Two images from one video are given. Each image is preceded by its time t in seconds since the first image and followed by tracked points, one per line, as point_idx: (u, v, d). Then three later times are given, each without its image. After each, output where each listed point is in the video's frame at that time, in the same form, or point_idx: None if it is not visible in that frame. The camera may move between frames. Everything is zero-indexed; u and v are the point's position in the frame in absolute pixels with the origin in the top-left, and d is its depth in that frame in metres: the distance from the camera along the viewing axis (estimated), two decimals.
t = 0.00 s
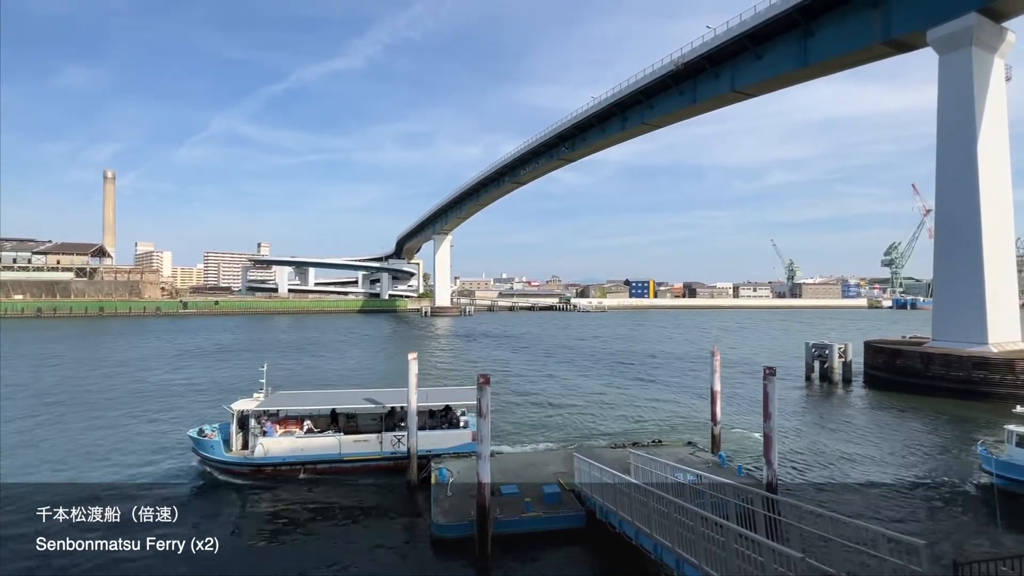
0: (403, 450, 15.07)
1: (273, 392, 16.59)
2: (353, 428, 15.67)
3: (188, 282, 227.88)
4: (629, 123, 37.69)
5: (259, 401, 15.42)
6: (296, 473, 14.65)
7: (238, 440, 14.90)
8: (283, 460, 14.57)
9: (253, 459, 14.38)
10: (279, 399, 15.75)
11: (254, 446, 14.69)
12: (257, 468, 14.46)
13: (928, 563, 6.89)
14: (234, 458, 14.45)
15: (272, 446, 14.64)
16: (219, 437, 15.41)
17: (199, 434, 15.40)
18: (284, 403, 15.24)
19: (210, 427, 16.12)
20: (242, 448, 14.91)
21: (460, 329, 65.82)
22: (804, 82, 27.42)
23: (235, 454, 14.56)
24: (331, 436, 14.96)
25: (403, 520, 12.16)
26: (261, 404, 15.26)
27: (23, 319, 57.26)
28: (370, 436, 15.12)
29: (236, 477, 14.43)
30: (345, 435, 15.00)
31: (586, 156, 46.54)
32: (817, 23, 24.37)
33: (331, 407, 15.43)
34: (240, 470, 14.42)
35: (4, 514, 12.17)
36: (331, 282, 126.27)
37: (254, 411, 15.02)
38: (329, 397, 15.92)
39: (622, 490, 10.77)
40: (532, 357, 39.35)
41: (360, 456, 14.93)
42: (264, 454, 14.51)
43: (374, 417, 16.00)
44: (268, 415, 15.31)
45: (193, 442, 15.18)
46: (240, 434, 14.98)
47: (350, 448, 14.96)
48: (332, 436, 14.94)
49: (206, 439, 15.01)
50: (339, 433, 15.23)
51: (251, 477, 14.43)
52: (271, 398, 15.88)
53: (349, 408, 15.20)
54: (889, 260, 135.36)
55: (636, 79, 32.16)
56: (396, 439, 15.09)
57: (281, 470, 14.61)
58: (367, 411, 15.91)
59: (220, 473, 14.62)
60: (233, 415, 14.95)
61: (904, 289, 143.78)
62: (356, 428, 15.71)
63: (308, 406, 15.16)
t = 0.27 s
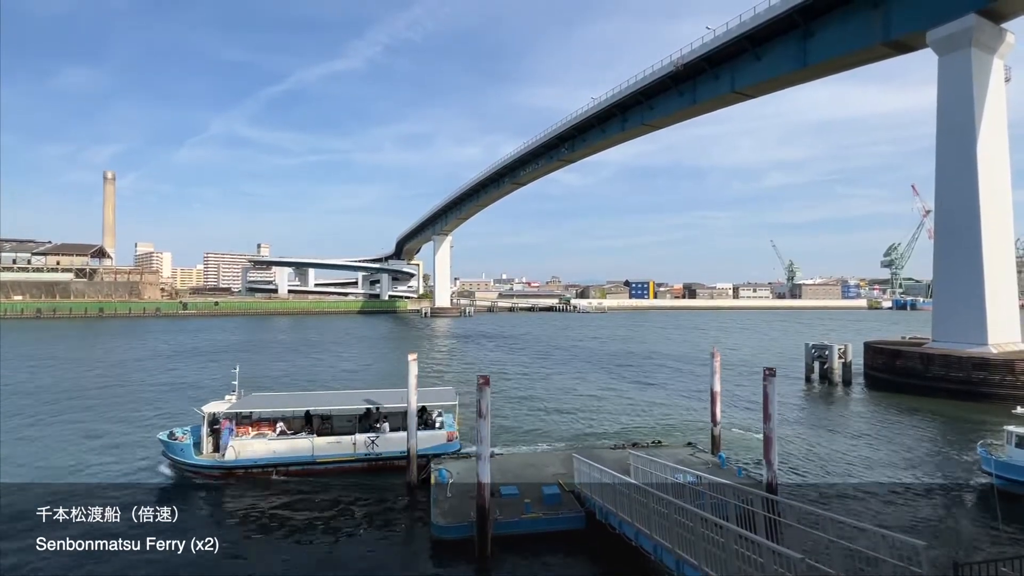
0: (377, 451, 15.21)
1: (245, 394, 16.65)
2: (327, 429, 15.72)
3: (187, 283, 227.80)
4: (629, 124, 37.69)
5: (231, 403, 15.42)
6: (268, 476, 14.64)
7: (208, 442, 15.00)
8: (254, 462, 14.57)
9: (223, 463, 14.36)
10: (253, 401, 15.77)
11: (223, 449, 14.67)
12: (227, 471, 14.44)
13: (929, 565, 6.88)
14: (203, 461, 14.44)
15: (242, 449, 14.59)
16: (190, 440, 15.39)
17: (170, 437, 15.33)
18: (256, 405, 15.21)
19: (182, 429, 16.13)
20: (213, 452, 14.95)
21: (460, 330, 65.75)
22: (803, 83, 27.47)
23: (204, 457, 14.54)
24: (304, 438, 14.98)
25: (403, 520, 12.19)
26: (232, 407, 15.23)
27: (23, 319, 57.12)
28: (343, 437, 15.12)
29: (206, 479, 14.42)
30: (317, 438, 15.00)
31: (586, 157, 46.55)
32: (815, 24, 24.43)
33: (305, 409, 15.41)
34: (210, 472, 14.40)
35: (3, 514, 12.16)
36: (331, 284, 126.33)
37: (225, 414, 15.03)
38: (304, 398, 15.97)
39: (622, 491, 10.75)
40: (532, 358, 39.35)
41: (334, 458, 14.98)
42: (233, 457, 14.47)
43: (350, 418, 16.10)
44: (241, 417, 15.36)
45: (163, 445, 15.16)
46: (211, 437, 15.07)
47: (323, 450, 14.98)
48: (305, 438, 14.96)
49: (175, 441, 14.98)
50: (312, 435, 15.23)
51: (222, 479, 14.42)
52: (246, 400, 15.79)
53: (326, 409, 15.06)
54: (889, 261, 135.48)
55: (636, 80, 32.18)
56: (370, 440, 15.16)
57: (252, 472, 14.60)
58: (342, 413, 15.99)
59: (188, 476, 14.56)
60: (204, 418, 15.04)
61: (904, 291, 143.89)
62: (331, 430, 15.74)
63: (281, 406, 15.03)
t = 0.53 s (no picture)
0: (351, 452, 15.17)
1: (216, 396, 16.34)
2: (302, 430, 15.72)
3: (187, 283, 227.79)
4: (629, 125, 37.69)
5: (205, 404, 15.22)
6: (240, 477, 14.53)
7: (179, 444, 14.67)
8: (224, 464, 14.45)
9: (193, 465, 14.21)
10: (226, 402, 15.63)
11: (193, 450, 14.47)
12: (197, 473, 14.31)
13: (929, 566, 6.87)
14: (172, 464, 14.26)
15: (213, 451, 14.45)
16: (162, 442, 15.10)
17: (139, 438, 15.03)
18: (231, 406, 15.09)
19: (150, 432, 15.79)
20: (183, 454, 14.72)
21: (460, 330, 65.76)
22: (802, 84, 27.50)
23: (174, 460, 14.35)
24: (276, 439, 14.86)
25: (402, 521, 12.19)
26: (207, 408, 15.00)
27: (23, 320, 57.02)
28: (317, 438, 15.06)
29: (176, 482, 14.26)
30: (290, 438, 14.89)
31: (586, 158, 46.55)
32: (814, 25, 24.45)
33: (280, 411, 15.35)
34: (180, 475, 14.24)
35: (2, 515, 12.14)
36: (331, 284, 126.34)
37: (197, 414, 14.85)
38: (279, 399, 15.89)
39: (622, 491, 10.74)
40: (532, 358, 39.37)
41: (307, 459, 14.92)
42: (204, 459, 14.34)
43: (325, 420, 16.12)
44: (213, 419, 15.18)
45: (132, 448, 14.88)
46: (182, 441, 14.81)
47: (295, 451, 14.89)
48: (277, 439, 14.86)
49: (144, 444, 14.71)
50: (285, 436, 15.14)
51: (193, 481, 14.30)
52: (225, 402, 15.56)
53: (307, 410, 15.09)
54: (888, 262, 135.55)
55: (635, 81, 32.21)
56: (344, 441, 15.11)
57: (224, 474, 14.49)
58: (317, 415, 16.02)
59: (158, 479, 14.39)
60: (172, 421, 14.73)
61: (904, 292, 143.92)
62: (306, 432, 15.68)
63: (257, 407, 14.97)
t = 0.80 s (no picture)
0: (323, 453, 15.05)
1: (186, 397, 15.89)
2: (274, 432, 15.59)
3: (186, 284, 227.74)
4: (629, 126, 37.69)
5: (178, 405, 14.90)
6: (207, 480, 14.30)
7: (146, 447, 14.38)
8: (192, 466, 14.26)
9: (159, 468, 14.04)
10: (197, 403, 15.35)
11: (161, 452, 14.30)
12: (165, 476, 14.14)
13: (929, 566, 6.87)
14: (139, 465, 14.02)
15: (180, 453, 14.27)
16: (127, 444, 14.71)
17: (105, 441, 14.57)
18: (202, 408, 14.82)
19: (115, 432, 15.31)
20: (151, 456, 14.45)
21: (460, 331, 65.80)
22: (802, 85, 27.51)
23: (141, 462, 14.14)
24: (245, 441, 14.61)
25: (401, 521, 12.20)
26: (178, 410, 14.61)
27: (23, 321, 56.90)
28: (287, 439, 14.87)
29: (143, 485, 14.09)
30: (260, 439, 14.71)
31: (586, 158, 46.55)
32: (814, 25, 24.46)
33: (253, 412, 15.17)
34: (148, 478, 14.08)
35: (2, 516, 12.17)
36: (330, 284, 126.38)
37: (165, 416, 14.51)
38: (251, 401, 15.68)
39: (622, 492, 10.74)
40: (532, 359, 39.36)
41: (277, 460, 14.75)
42: (171, 461, 14.17)
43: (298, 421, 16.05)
44: (181, 420, 14.80)
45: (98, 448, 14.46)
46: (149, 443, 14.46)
47: (266, 452, 14.70)
48: (246, 440, 14.63)
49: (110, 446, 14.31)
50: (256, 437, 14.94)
51: (159, 485, 14.07)
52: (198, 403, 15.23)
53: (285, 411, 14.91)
54: (887, 263, 135.65)
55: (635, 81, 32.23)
56: (315, 441, 14.99)
57: (191, 477, 14.28)
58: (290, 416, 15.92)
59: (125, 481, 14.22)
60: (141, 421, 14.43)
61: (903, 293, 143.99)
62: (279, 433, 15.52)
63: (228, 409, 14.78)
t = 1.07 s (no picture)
0: (292, 455, 14.88)
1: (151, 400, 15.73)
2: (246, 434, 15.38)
3: (186, 284, 227.67)
4: (629, 126, 37.70)
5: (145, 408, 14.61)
6: (174, 483, 14.11)
7: (111, 450, 14.08)
8: (158, 469, 14.02)
9: (124, 471, 13.76)
10: (164, 405, 15.07)
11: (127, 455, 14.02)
12: (129, 479, 13.88)
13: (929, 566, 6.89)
14: (103, 469, 13.74)
15: (146, 456, 13.97)
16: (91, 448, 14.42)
17: (69, 444, 14.27)
18: (170, 410, 14.54)
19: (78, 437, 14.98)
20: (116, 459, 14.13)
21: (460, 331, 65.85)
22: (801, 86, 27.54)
23: (105, 465, 13.85)
24: (213, 443, 14.37)
25: (400, 521, 12.20)
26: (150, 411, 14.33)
27: (23, 321, 56.84)
28: (255, 441, 14.65)
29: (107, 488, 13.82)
30: (228, 442, 14.46)
31: (586, 158, 46.57)
32: (814, 26, 24.49)
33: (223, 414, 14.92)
34: (112, 481, 13.82)
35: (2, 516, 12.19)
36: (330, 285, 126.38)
37: (131, 418, 14.22)
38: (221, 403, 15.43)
39: (622, 493, 10.73)
40: (532, 360, 39.36)
41: (245, 462, 14.52)
42: (136, 464, 13.88)
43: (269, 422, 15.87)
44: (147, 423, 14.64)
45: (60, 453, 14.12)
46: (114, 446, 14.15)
47: (234, 455, 14.47)
48: (213, 442, 14.38)
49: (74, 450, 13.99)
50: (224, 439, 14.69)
51: (123, 488, 13.82)
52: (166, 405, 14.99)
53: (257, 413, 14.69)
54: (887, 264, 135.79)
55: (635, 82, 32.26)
56: (284, 443, 14.79)
57: (157, 479, 14.06)
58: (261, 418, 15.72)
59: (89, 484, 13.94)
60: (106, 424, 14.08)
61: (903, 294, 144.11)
62: (250, 435, 15.31)
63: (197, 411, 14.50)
